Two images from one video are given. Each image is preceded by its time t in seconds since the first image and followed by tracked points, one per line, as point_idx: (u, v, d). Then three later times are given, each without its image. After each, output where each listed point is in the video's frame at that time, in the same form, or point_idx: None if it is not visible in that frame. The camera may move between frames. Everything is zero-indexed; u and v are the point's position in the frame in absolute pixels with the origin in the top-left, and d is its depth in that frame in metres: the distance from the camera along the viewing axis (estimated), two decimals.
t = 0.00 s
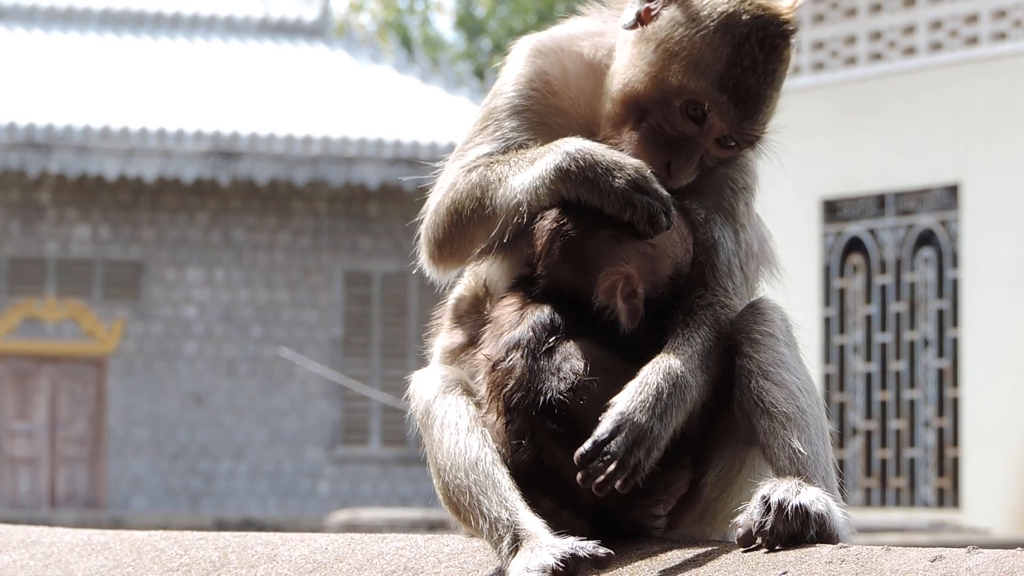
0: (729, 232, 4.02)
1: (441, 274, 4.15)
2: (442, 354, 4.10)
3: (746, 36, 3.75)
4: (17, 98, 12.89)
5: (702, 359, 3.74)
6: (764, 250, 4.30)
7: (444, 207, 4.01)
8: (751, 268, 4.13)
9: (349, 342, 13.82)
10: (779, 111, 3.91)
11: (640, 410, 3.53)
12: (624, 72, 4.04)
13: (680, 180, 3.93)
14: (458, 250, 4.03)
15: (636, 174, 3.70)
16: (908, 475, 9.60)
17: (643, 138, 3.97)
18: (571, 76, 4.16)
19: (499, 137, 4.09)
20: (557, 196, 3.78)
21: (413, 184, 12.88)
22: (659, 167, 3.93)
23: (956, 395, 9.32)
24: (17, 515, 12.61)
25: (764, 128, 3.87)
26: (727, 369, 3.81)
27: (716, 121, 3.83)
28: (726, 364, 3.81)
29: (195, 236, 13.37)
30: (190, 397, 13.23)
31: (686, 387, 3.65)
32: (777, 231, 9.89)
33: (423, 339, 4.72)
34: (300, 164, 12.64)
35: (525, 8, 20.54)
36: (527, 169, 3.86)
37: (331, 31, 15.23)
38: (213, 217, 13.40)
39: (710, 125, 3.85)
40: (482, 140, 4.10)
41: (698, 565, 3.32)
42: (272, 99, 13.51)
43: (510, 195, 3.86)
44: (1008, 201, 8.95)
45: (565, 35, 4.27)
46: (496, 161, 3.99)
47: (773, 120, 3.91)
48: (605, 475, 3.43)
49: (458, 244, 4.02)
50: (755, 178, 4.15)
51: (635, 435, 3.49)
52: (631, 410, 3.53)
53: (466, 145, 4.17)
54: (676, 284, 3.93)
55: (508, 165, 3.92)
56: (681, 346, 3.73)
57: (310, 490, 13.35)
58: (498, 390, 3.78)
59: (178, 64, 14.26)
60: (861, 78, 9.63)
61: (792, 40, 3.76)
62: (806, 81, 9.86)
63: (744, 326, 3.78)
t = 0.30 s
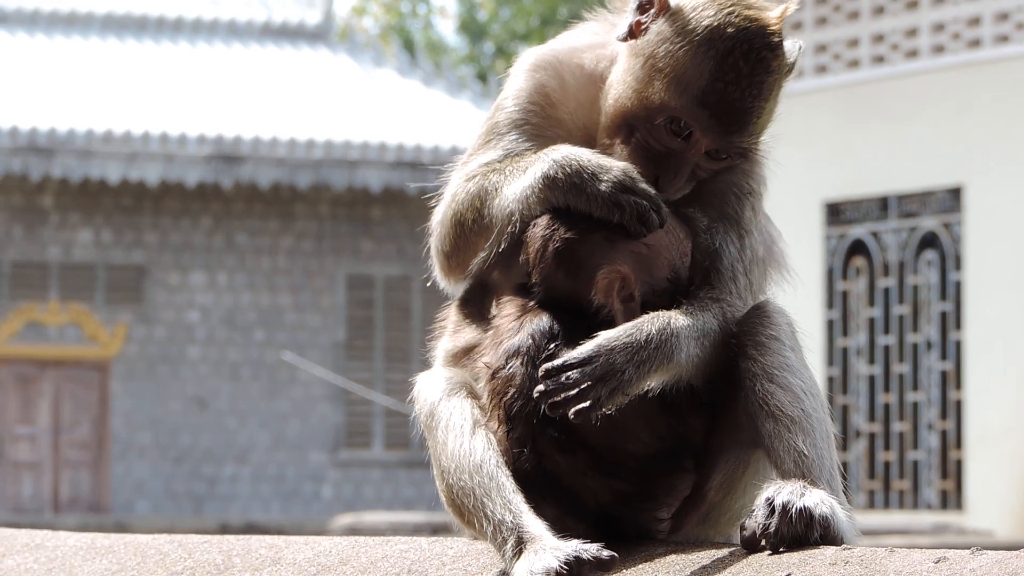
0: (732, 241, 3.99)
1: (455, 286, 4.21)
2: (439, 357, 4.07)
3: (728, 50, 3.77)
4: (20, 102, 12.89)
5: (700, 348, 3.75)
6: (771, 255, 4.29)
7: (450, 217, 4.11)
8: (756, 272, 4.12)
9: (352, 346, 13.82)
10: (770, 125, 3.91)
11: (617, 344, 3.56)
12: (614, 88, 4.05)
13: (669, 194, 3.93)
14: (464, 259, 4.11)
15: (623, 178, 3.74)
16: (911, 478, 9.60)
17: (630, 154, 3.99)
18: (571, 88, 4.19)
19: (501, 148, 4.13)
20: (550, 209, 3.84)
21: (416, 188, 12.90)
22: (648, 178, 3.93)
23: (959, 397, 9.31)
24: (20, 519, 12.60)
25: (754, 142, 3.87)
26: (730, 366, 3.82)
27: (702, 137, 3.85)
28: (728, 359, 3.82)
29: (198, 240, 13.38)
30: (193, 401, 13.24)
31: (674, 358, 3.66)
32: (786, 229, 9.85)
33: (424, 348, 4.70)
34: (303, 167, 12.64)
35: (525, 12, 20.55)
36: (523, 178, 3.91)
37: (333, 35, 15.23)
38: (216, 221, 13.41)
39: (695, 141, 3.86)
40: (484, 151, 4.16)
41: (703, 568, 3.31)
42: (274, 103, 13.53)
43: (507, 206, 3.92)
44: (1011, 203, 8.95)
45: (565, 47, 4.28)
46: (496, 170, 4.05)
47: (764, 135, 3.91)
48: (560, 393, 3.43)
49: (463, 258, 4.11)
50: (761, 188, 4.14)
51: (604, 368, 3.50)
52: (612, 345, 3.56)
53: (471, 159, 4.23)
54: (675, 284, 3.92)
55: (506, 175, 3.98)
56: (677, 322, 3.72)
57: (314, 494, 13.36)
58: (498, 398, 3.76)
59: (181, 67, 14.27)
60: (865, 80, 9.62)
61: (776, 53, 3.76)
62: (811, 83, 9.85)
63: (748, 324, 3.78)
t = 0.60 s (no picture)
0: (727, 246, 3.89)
1: (459, 297, 4.18)
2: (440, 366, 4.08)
3: (698, 51, 3.54)
4: (24, 106, 12.91)
5: (701, 351, 3.72)
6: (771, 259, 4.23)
7: (448, 230, 4.16)
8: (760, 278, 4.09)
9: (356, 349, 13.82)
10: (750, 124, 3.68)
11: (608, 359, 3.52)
12: (597, 91, 3.91)
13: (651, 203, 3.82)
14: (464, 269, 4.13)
15: (599, 182, 3.73)
16: (915, 480, 9.60)
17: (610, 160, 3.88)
18: (557, 98, 4.17)
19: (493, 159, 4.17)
20: (530, 217, 3.85)
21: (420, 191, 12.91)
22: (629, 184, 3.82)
23: (964, 400, 9.31)
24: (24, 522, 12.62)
25: (733, 145, 3.66)
26: (734, 369, 3.81)
27: (675, 144, 3.65)
28: (731, 364, 3.80)
29: (202, 243, 13.38)
30: (197, 404, 13.26)
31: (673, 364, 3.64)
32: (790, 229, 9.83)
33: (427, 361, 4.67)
34: (307, 171, 12.64)
35: (530, 14, 20.56)
36: (506, 187, 3.94)
37: (338, 37, 15.22)
38: (220, 225, 13.42)
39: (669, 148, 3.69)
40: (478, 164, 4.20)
41: (708, 570, 3.32)
42: (278, 106, 13.54)
43: (492, 217, 3.95)
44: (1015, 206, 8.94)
45: (552, 58, 4.26)
46: (488, 179, 4.08)
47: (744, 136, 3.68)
48: (557, 422, 3.40)
49: (461, 267, 4.14)
50: (757, 184, 3.99)
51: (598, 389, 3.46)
52: (603, 364, 3.51)
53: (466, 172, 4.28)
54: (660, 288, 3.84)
55: (494, 186, 4.02)
56: (675, 325, 3.70)
57: (319, 497, 13.37)
58: (496, 408, 3.76)
59: (185, 71, 14.29)
60: (868, 83, 9.59)
61: (749, 53, 3.51)
62: (814, 85, 9.83)
63: (751, 328, 3.77)
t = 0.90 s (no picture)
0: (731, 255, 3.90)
1: (466, 299, 4.20)
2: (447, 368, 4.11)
3: (700, 62, 3.53)
4: (29, 107, 12.91)
5: (703, 374, 3.70)
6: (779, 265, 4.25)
7: (459, 233, 4.19)
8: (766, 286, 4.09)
9: (362, 351, 13.82)
10: (752, 135, 3.67)
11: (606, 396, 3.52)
12: (601, 99, 3.92)
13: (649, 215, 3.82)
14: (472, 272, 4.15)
15: (598, 189, 3.67)
16: (921, 483, 9.60)
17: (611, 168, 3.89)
18: (564, 105, 4.17)
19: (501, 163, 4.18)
20: (530, 222, 3.83)
21: (426, 193, 12.92)
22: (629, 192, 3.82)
23: (969, 403, 9.30)
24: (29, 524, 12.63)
25: (734, 156, 3.66)
26: (741, 377, 3.79)
27: (675, 155, 3.65)
28: (738, 372, 3.79)
29: (208, 244, 13.39)
30: (202, 406, 13.27)
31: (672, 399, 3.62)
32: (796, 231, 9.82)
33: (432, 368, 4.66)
34: (312, 173, 12.65)
35: (536, 16, 20.54)
36: (508, 193, 3.93)
37: (343, 39, 15.23)
38: (225, 227, 13.41)
39: (668, 158, 3.70)
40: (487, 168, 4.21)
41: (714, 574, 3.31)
42: (284, 108, 13.53)
43: (494, 222, 3.97)
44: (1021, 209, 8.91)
45: (561, 65, 4.26)
46: (495, 183, 4.09)
47: (746, 147, 3.68)
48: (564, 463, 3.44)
49: (468, 271, 4.16)
50: (764, 191, 3.99)
51: (599, 428, 3.46)
52: (604, 403, 3.50)
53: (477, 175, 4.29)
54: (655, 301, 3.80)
55: (497, 190, 4.01)
56: (675, 350, 3.68)
57: (324, 499, 13.37)
58: (499, 419, 3.75)
59: (191, 72, 14.30)
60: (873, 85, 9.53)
61: (752, 65, 3.50)
62: (818, 88, 9.77)
63: (760, 333, 3.76)
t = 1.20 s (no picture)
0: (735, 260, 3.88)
1: (472, 292, 4.22)
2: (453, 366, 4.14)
3: (706, 68, 3.52)
4: (33, 109, 12.93)
5: (699, 396, 3.68)
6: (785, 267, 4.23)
7: (467, 227, 4.20)
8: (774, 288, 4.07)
9: (365, 353, 13.82)
10: (757, 144, 3.66)
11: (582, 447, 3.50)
12: (608, 99, 3.92)
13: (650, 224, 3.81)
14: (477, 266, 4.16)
15: (592, 191, 3.66)
16: (925, 484, 9.59)
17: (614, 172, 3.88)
18: (572, 104, 4.16)
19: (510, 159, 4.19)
20: (526, 222, 3.83)
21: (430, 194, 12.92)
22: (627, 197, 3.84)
23: (973, 404, 9.29)
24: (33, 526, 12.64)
25: (737, 164, 3.64)
26: (742, 386, 3.78)
27: (677, 160, 3.64)
28: (740, 381, 3.77)
29: (212, 246, 13.40)
30: (207, 407, 13.27)
31: (663, 429, 3.60)
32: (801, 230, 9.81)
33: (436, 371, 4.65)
34: (316, 174, 12.65)
35: (541, 17, 20.51)
36: (507, 192, 3.93)
37: (347, 41, 15.23)
38: (229, 228, 13.43)
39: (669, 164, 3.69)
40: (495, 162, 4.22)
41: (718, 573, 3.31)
42: (288, 109, 13.54)
43: (494, 220, 3.98)
44: None
45: (572, 64, 4.25)
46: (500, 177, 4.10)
47: (749, 155, 3.67)
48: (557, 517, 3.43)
49: (474, 264, 4.18)
50: (772, 194, 3.97)
51: (583, 481, 3.45)
52: (589, 454, 3.48)
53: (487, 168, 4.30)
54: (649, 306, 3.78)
55: (499, 187, 4.02)
56: (667, 378, 3.65)
57: (328, 500, 13.37)
58: (502, 421, 3.77)
59: (195, 74, 14.31)
60: (877, 87, 9.52)
61: (758, 75, 3.49)
62: (822, 90, 9.76)
63: (762, 339, 3.73)
